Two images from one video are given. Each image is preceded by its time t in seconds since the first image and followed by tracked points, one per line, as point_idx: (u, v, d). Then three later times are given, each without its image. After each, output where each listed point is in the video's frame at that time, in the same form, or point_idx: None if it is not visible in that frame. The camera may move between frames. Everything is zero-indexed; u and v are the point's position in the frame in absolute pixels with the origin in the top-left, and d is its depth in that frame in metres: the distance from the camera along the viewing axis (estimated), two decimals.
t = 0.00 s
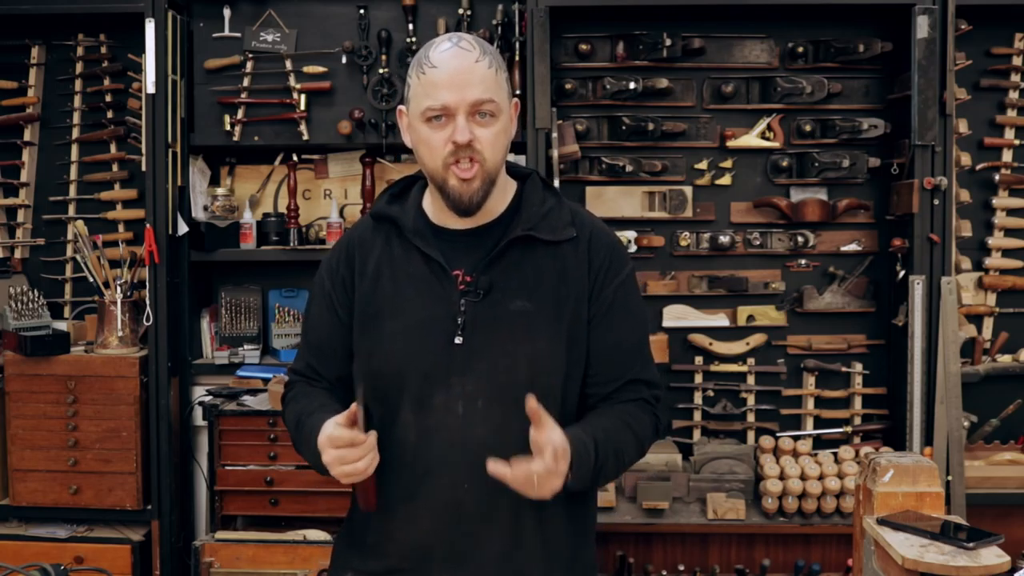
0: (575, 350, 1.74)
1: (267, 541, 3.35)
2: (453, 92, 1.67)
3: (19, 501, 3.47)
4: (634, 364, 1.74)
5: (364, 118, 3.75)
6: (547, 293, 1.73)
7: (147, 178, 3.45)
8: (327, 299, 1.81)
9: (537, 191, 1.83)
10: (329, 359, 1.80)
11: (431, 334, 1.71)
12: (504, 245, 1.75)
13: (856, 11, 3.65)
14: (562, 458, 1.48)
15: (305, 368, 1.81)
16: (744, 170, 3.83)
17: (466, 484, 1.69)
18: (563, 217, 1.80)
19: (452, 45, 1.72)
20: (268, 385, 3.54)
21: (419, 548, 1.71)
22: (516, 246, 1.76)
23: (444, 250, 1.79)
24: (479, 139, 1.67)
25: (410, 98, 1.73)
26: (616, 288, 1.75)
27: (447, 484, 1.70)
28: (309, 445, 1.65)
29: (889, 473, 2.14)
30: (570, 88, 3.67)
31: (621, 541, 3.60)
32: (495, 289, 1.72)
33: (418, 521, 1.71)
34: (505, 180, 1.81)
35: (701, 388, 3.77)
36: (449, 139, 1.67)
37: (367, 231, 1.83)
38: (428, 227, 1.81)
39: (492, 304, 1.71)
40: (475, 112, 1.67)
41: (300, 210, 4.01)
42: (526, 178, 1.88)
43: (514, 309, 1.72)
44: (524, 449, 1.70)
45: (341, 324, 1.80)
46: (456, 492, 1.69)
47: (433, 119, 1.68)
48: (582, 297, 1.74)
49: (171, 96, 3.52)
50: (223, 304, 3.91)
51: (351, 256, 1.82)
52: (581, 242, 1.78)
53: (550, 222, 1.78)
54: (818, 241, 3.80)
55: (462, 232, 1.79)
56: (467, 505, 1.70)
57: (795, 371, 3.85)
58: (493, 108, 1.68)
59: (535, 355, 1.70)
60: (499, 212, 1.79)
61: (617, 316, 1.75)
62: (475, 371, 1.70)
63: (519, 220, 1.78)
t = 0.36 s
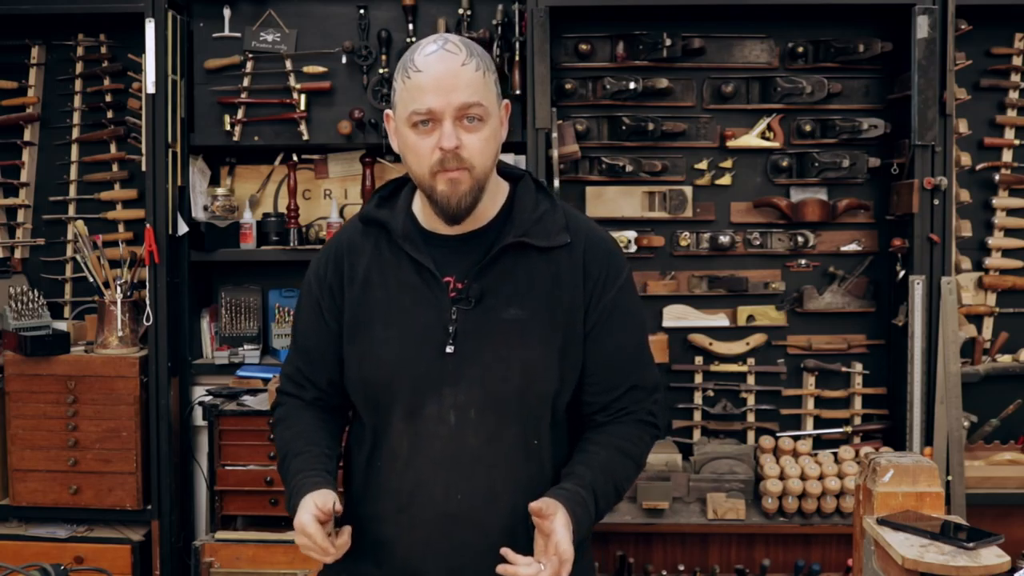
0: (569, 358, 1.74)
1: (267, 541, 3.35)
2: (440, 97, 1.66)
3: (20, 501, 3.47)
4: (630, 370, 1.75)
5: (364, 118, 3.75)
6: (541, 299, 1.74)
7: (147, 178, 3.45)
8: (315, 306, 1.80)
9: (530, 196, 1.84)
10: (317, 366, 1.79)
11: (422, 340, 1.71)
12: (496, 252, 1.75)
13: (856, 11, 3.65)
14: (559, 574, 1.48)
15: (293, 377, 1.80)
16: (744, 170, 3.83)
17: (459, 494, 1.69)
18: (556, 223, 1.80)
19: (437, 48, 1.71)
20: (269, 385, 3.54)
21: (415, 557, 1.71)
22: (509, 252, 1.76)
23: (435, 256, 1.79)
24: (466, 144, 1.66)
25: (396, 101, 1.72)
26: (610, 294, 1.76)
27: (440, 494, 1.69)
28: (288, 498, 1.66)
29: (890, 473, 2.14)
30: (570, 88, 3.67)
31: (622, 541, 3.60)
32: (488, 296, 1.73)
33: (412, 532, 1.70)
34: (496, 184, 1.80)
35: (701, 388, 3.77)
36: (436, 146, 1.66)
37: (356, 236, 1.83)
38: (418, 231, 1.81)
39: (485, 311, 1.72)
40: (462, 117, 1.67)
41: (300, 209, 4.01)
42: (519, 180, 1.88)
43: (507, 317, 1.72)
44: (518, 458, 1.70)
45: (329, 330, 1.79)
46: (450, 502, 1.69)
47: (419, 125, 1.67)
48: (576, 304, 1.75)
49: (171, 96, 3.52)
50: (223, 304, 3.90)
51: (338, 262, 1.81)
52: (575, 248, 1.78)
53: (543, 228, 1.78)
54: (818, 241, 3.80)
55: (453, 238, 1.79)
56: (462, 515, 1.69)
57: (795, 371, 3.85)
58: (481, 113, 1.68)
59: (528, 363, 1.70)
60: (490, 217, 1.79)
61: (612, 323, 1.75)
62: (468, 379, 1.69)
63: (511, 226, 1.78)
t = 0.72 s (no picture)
0: (569, 360, 1.74)
1: (267, 541, 3.35)
2: (438, 101, 1.65)
3: (20, 501, 3.47)
4: (629, 372, 1.75)
5: (364, 118, 3.75)
6: (541, 301, 1.74)
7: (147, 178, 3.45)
8: (314, 307, 1.79)
9: (530, 196, 1.83)
10: (314, 368, 1.79)
11: (423, 344, 1.71)
12: (497, 254, 1.74)
13: (856, 11, 3.65)
14: (547, 570, 1.50)
15: (290, 378, 1.80)
16: (744, 170, 3.83)
17: (461, 498, 1.69)
18: (557, 225, 1.80)
19: (437, 50, 1.71)
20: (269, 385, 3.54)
21: (416, 561, 1.71)
22: (510, 254, 1.76)
23: (436, 259, 1.78)
24: (464, 150, 1.66)
25: (394, 103, 1.72)
26: (610, 296, 1.76)
27: (441, 498, 1.69)
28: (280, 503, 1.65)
29: (889, 473, 2.14)
30: (570, 88, 3.67)
31: (622, 541, 3.60)
32: (489, 299, 1.73)
33: (412, 537, 1.70)
34: (496, 185, 1.79)
35: (701, 388, 3.77)
36: (433, 150, 1.66)
37: (355, 238, 1.82)
38: (417, 232, 1.80)
39: (486, 314, 1.72)
40: (461, 121, 1.66)
41: (300, 210, 4.01)
42: (519, 180, 1.88)
43: (508, 319, 1.72)
44: (519, 460, 1.70)
45: (328, 332, 1.78)
46: (451, 506, 1.69)
47: (418, 128, 1.67)
48: (576, 306, 1.75)
49: (171, 96, 3.52)
50: (223, 304, 3.90)
51: (338, 263, 1.80)
52: (575, 250, 1.78)
53: (543, 229, 1.78)
54: (818, 241, 3.80)
55: (455, 241, 1.78)
56: (463, 519, 1.69)
57: (795, 371, 3.85)
58: (480, 116, 1.67)
59: (529, 366, 1.70)
60: (490, 219, 1.78)
61: (613, 327, 1.75)
62: (469, 383, 1.69)
63: (511, 228, 1.78)
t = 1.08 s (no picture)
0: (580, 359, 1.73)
1: (267, 541, 3.35)
2: (468, 104, 1.65)
3: (19, 501, 3.47)
4: (647, 353, 1.68)
5: (364, 118, 3.75)
6: (554, 299, 1.73)
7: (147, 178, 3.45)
8: (322, 287, 1.78)
9: (546, 197, 1.84)
10: (318, 348, 1.77)
11: (434, 334, 1.71)
12: (511, 250, 1.74)
13: (856, 11, 3.65)
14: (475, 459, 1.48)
15: (277, 345, 1.76)
16: (744, 170, 3.83)
17: (468, 491, 1.67)
18: (571, 225, 1.79)
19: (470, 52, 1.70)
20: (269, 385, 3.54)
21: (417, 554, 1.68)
22: (524, 251, 1.75)
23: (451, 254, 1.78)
24: (491, 153, 1.66)
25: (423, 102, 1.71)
26: (613, 281, 1.72)
27: (447, 492, 1.68)
28: (251, 447, 1.61)
29: (889, 473, 2.14)
30: (570, 88, 3.67)
31: (622, 541, 3.60)
32: (502, 295, 1.72)
33: (414, 530, 1.68)
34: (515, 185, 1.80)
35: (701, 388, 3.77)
36: (460, 151, 1.66)
37: (371, 225, 1.81)
38: (435, 224, 1.80)
39: (498, 310, 1.71)
40: (490, 125, 1.66)
41: (300, 210, 4.01)
42: (534, 181, 1.87)
43: (520, 315, 1.71)
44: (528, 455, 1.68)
45: (335, 314, 1.78)
46: (457, 500, 1.67)
47: (446, 129, 1.67)
48: (589, 304, 1.73)
49: (171, 96, 3.52)
50: (223, 304, 3.90)
51: (352, 246, 1.80)
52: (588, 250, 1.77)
53: (558, 229, 1.78)
54: (818, 241, 3.80)
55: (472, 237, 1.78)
56: (467, 514, 1.67)
57: (795, 371, 3.85)
58: (509, 122, 1.67)
59: (540, 362, 1.70)
60: (510, 214, 1.78)
61: (622, 313, 1.70)
62: (480, 378, 1.69)
63: (526, 227, 1.77)
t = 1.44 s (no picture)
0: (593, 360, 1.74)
1: (267, 541, 3.35)
2: (450, 115, 1.64)
3: (20, 501, 3.47)
4: (658, 365, 1.72)
5: (364, 118, 3.75)
6: (568, 299, 1.74)
7: (147, 178, 3.45)
8: (336, 283, 1.77)
9: (560, 199, 1.84)
10: (329, 345, 1.75)
11: (449, 330, 1.71)
12: (526, 250, 1.75)
13: (856, 11, 3.65)
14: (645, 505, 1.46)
15: (289, 342, 1.73)
16: (744, 170, 3.83)
17: (478, 486, 1.66)
18: (585, 227, 1.80)
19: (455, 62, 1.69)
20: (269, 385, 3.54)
21: (427, 550, 1.66)
22: (539, 252, 1.76)
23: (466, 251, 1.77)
24: (476, 161, 1.65)
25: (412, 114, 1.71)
26: (632, 288, 1.75)
27: (459, 487, 1.66)
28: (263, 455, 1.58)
29: (889, 473, 2.14)
30: (570, 88, 3.67)
31: (622, 541, 3.60)
32: (516, 293, 1.73)
33: (426, 525, 1.67)
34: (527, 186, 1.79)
35: (701, 388, 3.77)
36: (445, 161, 1.65)
37: (386, 223, 1.81)
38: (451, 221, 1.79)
39: (512, 307, 1.72)
40: (472, 135, 1.65)
41: (300, 209, 4.01)
42: (549, 184, 1.88)
43: (535, 314, 1.72)
44: (539, 453, 1.68)
45: (348, 311, 1.76)
46: (469, 496, 1.66)
47: (432, 140, 1.66)
48: (604, 306, 1.75)
49: (171, 96, 3.52)
50: (223, 304, 3.90)
51: (367, 242, 1.79)
52: (602, 253, 1.78)
53: (572, 231, 1.78)
54: (818, 241, 3.80)
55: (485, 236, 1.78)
56: (479, 509, 1.66)
57: (795, 371, 3.85)
58: (492, 131, 1.65)
59: (554, 361, 1.70)
60: (520, 215, 1.78)
61: (636, 319, 1.74)
62: (493, 374, 1.69)
63: (541, 227, 1.78)
